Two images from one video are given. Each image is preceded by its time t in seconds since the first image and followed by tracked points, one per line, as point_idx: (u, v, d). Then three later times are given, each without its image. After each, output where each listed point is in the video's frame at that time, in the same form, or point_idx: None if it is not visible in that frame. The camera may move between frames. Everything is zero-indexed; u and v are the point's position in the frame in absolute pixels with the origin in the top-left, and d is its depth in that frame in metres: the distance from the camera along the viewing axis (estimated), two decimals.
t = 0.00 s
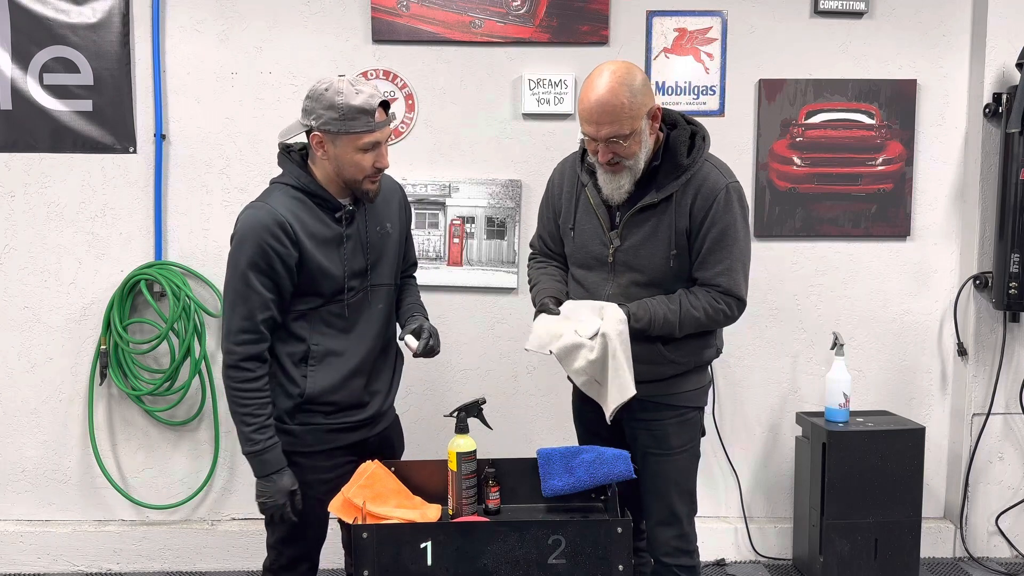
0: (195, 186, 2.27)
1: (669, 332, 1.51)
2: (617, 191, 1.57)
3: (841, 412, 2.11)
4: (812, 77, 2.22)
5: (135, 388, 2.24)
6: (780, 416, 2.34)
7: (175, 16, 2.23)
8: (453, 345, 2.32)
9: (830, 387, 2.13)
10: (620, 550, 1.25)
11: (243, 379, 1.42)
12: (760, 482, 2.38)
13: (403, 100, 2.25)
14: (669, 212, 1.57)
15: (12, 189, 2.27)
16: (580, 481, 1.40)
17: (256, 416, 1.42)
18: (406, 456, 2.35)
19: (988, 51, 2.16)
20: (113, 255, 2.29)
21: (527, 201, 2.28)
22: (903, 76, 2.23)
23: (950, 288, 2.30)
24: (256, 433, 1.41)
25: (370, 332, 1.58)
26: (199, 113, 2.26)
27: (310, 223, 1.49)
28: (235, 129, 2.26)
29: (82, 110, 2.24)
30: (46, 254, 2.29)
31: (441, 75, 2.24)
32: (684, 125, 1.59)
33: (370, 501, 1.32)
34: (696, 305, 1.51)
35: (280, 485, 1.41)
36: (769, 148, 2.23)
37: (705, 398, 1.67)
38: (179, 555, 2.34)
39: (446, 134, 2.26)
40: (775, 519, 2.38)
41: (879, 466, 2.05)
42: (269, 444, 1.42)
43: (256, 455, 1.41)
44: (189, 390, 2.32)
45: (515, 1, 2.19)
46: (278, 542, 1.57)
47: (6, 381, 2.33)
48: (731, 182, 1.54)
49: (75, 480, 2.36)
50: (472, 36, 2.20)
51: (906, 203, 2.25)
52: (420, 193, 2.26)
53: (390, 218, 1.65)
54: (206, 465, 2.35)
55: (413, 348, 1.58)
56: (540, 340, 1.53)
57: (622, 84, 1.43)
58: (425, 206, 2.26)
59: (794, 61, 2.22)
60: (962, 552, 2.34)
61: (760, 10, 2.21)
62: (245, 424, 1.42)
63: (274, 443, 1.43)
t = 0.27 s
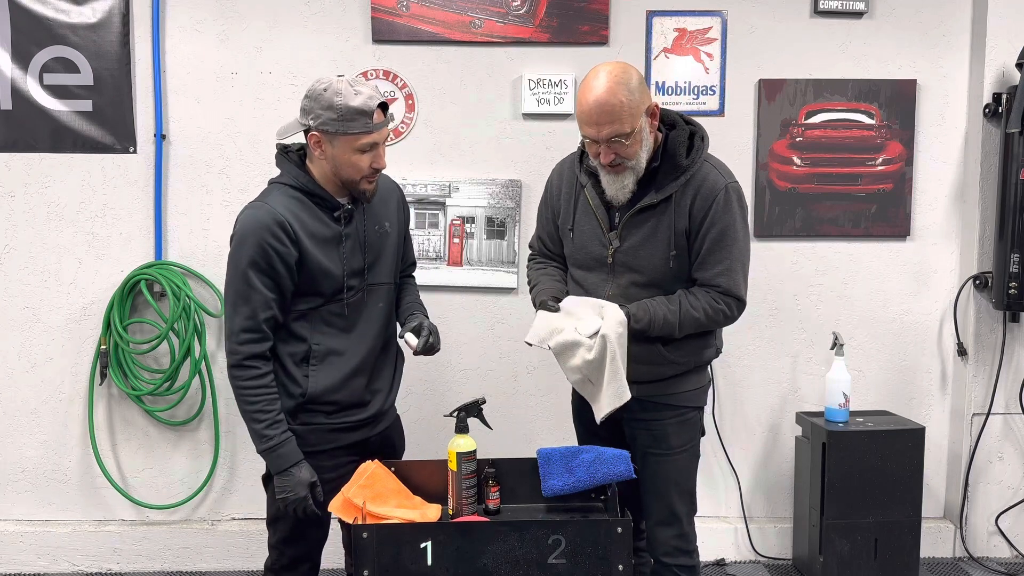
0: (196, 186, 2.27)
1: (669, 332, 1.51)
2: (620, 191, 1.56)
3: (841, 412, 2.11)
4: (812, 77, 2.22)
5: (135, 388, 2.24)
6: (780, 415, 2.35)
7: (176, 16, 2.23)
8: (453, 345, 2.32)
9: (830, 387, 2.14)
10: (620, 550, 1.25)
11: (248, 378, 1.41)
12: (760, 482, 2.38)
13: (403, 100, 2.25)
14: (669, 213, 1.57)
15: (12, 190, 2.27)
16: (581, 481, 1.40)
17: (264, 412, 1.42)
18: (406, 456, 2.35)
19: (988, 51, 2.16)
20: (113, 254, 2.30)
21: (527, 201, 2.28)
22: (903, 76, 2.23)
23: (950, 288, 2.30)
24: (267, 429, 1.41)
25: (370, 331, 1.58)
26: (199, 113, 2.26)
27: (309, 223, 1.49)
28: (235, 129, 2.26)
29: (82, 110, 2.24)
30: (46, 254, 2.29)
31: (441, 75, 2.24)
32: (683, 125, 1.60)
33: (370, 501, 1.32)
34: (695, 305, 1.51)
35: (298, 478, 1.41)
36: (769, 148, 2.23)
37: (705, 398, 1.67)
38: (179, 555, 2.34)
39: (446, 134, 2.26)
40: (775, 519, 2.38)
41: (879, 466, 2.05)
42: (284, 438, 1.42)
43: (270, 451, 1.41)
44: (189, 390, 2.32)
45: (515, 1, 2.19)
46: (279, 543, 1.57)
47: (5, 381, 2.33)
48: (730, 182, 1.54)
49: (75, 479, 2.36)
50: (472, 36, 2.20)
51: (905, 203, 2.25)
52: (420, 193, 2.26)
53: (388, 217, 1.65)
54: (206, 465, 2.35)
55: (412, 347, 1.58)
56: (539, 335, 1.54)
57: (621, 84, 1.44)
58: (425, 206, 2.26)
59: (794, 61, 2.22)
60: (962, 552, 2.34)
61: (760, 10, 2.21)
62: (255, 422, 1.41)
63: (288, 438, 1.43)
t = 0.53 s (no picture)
0: (196, 186, 2.27)
1: (670, 333, 1.51)
2: (619, 193, 1.56)
3: (841, 412, 2.11)
4: (812, 77, 2.22)
5: (135, 388, 2.24)
6: (780, 415, 2.34)
7: (175, 16, 2.23)
8: (453, 345, 2.32)
9: (830, 387, 2.13)
10: (620, 550, 1.25)
11: (246, 378, 1.41)
12: (760, 483, 2.38)
13: (403, 100, 2.25)
14: (670, 214, 1.57)
15: (11, 189, 2.27)
16: (580, 481, 1.40)
17: (261, 413, 1.42)
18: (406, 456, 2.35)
19: (988, 51, 2.16)
20: (113, 255, 2.29)
21: (527, 201, 2.28)
22: (903, 76, 2.23)
23: (951, 288, 2.30)
24: (263, 429, 1.41)
25: (370, 331, 1.58)
26: (199, 113, 2.26)
27: (308, 223, 1.49)
28: (235, 129, 2.26)
29: (82, 110, 2.24)
30: (46, 254, 2.29)
31: (441, 75, 2.24)
32: (684, 126, 1.59)
33: (371, 501, 1.32)
34: (697, 307, 1.51)
35: (292, 480, 1.41)
36: (769, 148, 2.23)
37: (705, 398, 1.67)
38: (179, 555, 2.34)
39: (446, 134, 2.26)
40: (775, 519, 2.38)
41: (879, 466, 2.05)
42: (279, 440, 1.42)
43: (266, 452, 1.40)
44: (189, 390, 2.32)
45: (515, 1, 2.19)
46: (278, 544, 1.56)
47: (5, 381, 2.33)
48: (731, 184, 1.54)
49: (75, 480, 2.36)
50: (472, 36, 2.20)
51: (906, 203, 2.25)
52: (420, 193, 2.26)
53: (388, 218, 1.65)
54: (206, 465, 2.35)
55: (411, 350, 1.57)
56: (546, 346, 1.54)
57: (622, 86, 1.43)
58: (425, 206, 2.26)
59: (794, 61, 2.22)
60: (962, 552, 2.34)
61: (760, 10, 2.21)
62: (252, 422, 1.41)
63: (284, 439, 1.43)
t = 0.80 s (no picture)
0: (196, 186, 2.27)
1: (672, 334, 1.51)
2: (618, 195, 1.56)
3: (841, 412, 2.11)
4: (812, 77, 2.22)
5: (135, 388, 2.24)
6: (780, 415, 2.34)
7: (175, 16, 2.23)
8: (453, 346, 2.32)
9: (830, 387, 2.13)
10: (620, 550, 1.25)
11: (242, 382, 1.42)
12: (760, 483, 2.38)
13: (403, 100, 2.25)
14: (670, 215, 1.57)
15: (11, 189, 2.27)
16: (580, 481, 1.40)
17: (256, 416, 1.42)
18: (406, 456, 2.35)
19: (988, 51, 2.16)
20: (113, 254, 2.29)
21: (527, 201, 2.28)
22: (903, 76, 2.23)
23: (951, 288, 2.30)
24: (258, 432, 1.42)
25: (368, 333, 1.58)
26: (199, 113, 2.26)
27: (306, 227, 1.49)
28: (235, 129, 2.26)
29: (82, 110, 2.24)
30: (45, 254, 2.29)
31: (441, 75, 2.24)
32: (682, 127, 1.60)
33: (371, 501, 1.32)
34: (697, 307, 1.51)
35: (282, 485, 1.42)
36: (769, 148, 2.23)
37: (705, 397, 1.67)
38: (179, 555, 2.34)
39: (446, 134, 2.26)
40: (775, 519, 2.38)
41: (879, 466, 2.05)
42: (271, 445, 1.42)
43: (259, 456, 1.41)
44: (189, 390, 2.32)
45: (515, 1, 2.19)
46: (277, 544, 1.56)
47: (5, 381, 2.33)
48: (730, 183, 1.55)
49: (75, 480, 2.36)
50: (472, 36, 2.20)
51: (906, 203, 2.25)
52: (420, 193, 2.26)
53: (387, 219, 1.65)
54: (206, 465, 2.35)
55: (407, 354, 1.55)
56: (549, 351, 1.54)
57: (623, 90, 1.43)
58: (425, 206, 2.26)
59: (794, 61, 2.22)
60: (962, 552, 2.34)
61: (760, 9, 2.21)
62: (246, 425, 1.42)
63: (276, 443, 1.43)
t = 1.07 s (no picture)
0: (196, 186, 2.27)
1: (670, 331, 1.52)
2: (615, 195, 1.57)
3: (841, 412, 2.11)
4: (812, 77, 2.22)
5: (135, 388, 2.24)
6: (780, 415, 2.35)
7: (175, 16, 2.23)
8: (453, 346, 2.32)
9: (830, 387, 2.14)
10: (620, 550, 1.25)
11: (239, 383, 1.42)
12: (760, 483, 2.38)
13: (403, 100, 2.25)
14: (667, 213, 1.57)
15: (12, 190, 2.27)
16: (580, 481, 1.40)
17: (253, 417, 1.42)
18: (406, 456, 2.35)
19: (988, 51, 2.16)
20: (113, 254, 2.30)
21: (527, 201, 2.28)
22: (903, 76, 2.23)
23: (951, 288, 2.30)
24: (255, 433, 1.42)
25: (367, 333, 1.58)
26: (199, 113, 2.26)
27: (304, 228, 1.49)
28: (235, 129, 2.26)
29: (82, 110, 2.24)
30: (46, 254, 2.29)
31: (440, 75, 2.24)
32: (676, 125, 1.60)
33: (370, 501, 1.32)
34: (695, 304, 1.51)
35: (280, 485, 1.42)
36: (769, 148, 2.23)
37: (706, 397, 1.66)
38: (179, 555, 2.34)
39: (446, 134, 2.26)
40: (775, 519, 2.38)
41: (879, 466, 2.05)
42: (268, 446, 1.42)
43: (256, 457, 1.41)
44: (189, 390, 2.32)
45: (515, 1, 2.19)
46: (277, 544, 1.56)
47: (5, 381, 2.33)
48: (726, 180, 1.55)
49: (75, 480, 2.36)
50: (472, 36, 2.20)
51: (906, 203, 2.25)
52: (420, 193, 2.26)
53: (386, 220, 1.65)
54: (206, 465, 2.35)
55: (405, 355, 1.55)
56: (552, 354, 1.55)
57: (619, 92, 1.43)
58: (425, 206, 2.26)
59: (794, 61, 2.22)
60: (962, 552, 2.34)
61: (760, 9, 2.21)
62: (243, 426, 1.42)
63: (274, 444, 1.44)
